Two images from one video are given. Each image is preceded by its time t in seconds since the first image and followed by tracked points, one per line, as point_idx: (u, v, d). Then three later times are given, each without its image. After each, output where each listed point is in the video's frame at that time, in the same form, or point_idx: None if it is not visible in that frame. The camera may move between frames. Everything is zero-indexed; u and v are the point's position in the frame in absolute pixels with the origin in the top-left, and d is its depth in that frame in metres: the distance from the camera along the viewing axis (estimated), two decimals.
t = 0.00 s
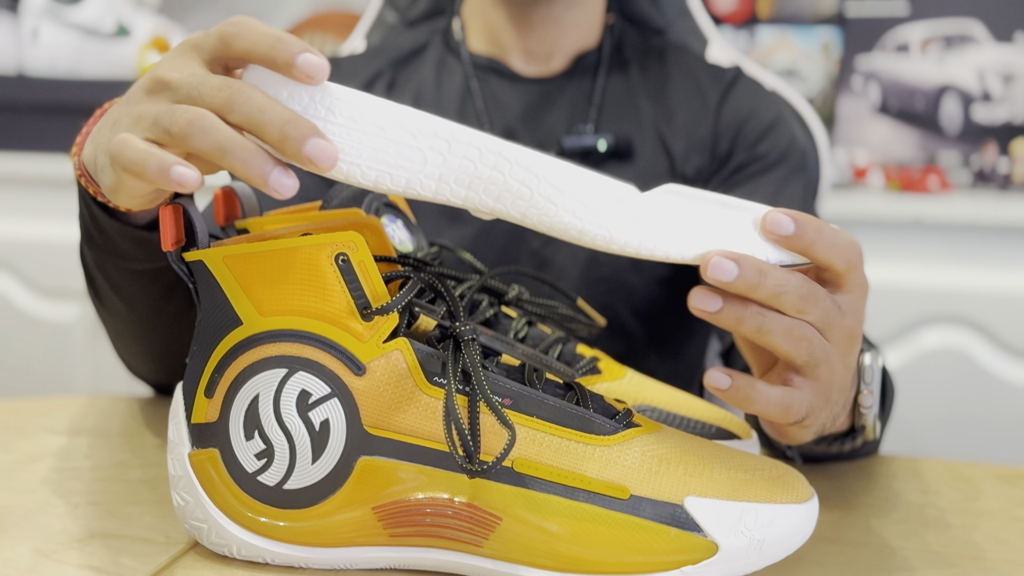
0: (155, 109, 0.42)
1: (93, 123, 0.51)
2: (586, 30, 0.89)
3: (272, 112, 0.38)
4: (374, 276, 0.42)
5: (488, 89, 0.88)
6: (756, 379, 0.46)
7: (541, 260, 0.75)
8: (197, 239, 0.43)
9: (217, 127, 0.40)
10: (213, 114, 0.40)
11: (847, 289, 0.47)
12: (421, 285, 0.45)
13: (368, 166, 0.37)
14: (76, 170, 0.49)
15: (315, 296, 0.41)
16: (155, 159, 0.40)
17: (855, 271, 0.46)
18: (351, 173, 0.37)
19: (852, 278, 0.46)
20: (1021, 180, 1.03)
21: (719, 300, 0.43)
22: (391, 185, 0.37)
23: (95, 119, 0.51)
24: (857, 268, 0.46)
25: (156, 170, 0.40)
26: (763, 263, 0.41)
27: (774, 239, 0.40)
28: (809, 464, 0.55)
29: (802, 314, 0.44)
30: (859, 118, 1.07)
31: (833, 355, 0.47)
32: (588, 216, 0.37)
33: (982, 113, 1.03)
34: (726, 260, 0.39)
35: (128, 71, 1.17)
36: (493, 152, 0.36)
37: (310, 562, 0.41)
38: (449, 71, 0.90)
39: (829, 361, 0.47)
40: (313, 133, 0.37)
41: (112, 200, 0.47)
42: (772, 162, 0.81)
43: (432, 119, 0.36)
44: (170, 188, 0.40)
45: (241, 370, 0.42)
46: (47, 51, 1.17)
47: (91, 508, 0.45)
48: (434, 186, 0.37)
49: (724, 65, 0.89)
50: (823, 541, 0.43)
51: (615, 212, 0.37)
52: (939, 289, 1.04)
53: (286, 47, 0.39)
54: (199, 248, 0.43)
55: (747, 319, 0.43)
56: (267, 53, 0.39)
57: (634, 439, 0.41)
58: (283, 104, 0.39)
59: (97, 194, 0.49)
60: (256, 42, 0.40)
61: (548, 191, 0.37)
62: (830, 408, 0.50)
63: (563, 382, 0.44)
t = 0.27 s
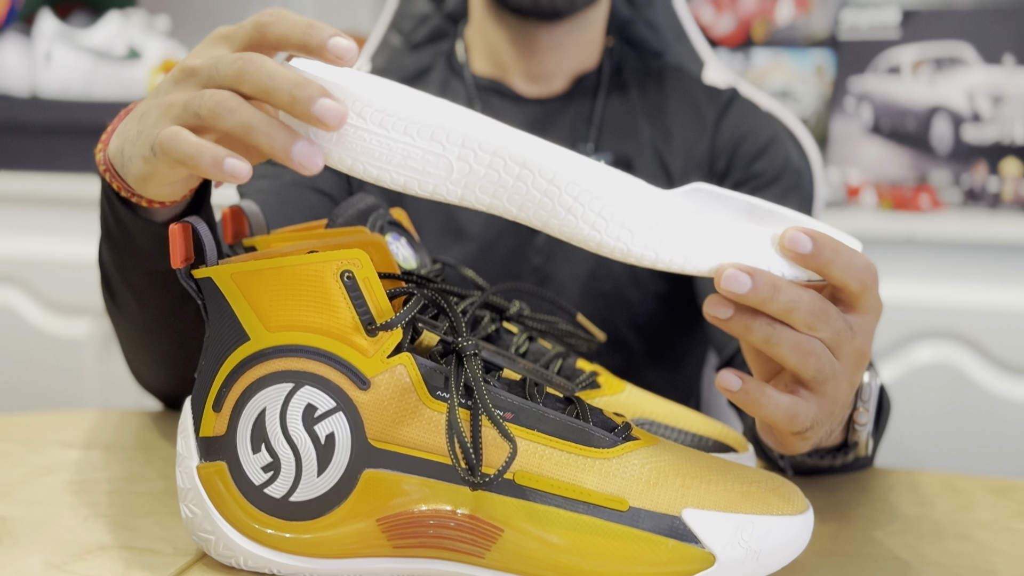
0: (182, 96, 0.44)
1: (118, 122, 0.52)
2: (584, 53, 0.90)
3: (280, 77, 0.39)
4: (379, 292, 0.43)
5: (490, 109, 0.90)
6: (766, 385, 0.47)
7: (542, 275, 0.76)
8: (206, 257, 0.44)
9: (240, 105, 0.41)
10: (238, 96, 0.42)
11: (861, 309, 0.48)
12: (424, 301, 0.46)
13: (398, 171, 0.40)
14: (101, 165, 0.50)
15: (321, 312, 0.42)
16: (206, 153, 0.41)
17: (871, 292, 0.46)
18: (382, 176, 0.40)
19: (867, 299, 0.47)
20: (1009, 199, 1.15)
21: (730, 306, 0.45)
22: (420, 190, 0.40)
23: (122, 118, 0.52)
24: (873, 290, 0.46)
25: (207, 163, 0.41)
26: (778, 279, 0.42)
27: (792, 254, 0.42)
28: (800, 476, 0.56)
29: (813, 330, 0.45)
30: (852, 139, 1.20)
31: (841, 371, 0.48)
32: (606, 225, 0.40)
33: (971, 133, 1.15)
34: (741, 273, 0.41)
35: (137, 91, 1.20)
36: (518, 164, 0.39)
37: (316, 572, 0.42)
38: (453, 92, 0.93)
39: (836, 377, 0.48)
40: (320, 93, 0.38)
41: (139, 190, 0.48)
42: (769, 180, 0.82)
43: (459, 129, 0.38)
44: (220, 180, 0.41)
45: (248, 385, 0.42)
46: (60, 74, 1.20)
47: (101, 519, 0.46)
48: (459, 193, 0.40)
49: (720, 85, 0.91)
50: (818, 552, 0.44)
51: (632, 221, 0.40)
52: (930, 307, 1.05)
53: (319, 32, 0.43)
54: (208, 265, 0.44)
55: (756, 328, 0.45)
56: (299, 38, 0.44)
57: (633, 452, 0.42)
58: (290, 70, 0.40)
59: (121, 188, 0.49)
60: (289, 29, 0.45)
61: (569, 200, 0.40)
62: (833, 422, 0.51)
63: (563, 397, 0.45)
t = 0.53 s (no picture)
0: (190, 116, 0.45)
1: (129, 135, 0.54)
2: (582, 72, 0.92)
3: (289, 113, 0.41)
4: (382, 307, 0.44)
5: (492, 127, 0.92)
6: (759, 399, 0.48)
7: (543, 289, 0.78)
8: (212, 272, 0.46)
9: (244, 131, 0.42)
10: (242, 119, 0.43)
11: (855, 329, 0.49)
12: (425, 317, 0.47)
13: (407, 170, 0.42)
14: (112, 178, 0.52)
15: (326, 326, 0.43)
16: (204, 172, 0.41)
17: (864, 312, 0.47)
18: (392, 174, 0.42)
19: (861, 319, 0.48)
20: (999, 217, 1.17)
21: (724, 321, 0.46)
22: (426, 188, 0.43)
23: (132, 132, 0.54)
24: (866, 310, 0.47)
25: (207, 183, 0.41)
26: (769, 296, 0.44)
27: (786, 274, 0.43)
28: (792, 486, 0.56)
29: (805, 348, 0.46)
30: (845, 156, 1.23)
31: (833, 388, 0.49)
32: (604, 234, 0.42)
33: (962, 152, 1.18)
34: (732, 289, 0.42)
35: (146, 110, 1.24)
36: (521, 172, 0.41)
37: None
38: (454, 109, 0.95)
39: (828, 393, 0.48)
40: (323, 130, 0.40)
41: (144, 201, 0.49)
42: (763, 197, 0.83)
43: (467, 135, 0.40)
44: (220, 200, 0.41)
45: (254, 398, 0.43)
46: (71, 96, 1.23)
47: (109, 530, 0.47)
48: (465, 193, 0.42)
49: (716, 104, 0.93)
50: (813, 563, 0.44)
51: (629, 232, 0.41)
52: (922, 321, 1.07)
53: (309, 53, 0.42)
54: (214, 281, 0.45)
55: (748, 344, 0.46)
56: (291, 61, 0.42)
57: (631, 464, 0.43)
58: (297, 105, 0.42)
59: (131, 200, 0.51)
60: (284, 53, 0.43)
61: (569, 208, 0.41)
62: (824, 436, 0.52)
63: (562, 410, 0.46)
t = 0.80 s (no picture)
0: (200, 143, 0.45)
1: (136, 164, 0.55)
2: (581, 90, 0.94)
3: (313, 147, 0.41)
4: (384, 322, 0.44)
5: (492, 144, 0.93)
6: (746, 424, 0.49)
7: (543, 304, 0.79)
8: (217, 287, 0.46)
9: (263, 162, 0.43)
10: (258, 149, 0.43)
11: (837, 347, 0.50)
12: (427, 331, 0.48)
13: (392, 200, 0.41)
14: (119, 208, 0.53)
15: (329, 341, 0.44)
16: (220, 206, 0.43)
17: (845, 331, 0.49)
18: (376, 204, 0.41)
19: (842, 338, 0.49)
20: (992, 233, 1.18)
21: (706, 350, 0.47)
22: (410, 218, 0.42)
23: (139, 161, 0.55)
24: (847, 329, 0.48)
25: (223, 215, 0.43)
26: (748, 322, 0.45)
27: (763, 301, 0.44)
28: (789, 499, 0.57)
29: (787, 370, 0.47)
30: (840, 173, 1.24)
31: (819, 407, 0.50)
32: (586, 264, 0.41)
33: (955, 169, 1.19)
34: (711, 317, 0.43)
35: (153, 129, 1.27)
36: (505, 202, 0.40)
37: None
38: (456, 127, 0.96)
39: (814, 413, 0.50)
40: (350, 165, 0.40)
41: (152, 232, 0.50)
42: (760, 213, 0.84)
43: (451, 165, 0.40)
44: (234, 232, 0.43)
45: (258, 412, 0.44)
46: (78, 114, 1.25)
47: (116, 543, 0.47)
48: (449, 223, 0.41)
49: (713, 123, 0.95)
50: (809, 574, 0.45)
51: (611, 262, 0.41)
52: (917, 336, 1.08)
53: (317, 96, 0.41)
54: (219, 297, 0.46)
55: (731, 371, 0.47)
56: (299, 104, 0.41)
57: (630, 477, 0.44)
58: (318, 139, 0.42)
59: (139, 229, 0.52)
60: (291, 95, 0.42)
61: (552, 238, 0.41)
62: (815, 454, 0.53)
63: (562, 423, 0.47)
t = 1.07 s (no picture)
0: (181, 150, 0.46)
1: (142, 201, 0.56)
2: (581, 107, 0.95)
3: (302, 147, 0.41)
4: (385, 336, 0.45)
5: (493, 159, 0.94)
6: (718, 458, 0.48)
7: (542, 318, 0.79)
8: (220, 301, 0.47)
9: (253, 154, 0.42)
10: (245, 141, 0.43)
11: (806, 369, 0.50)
12: (428, 344, 0.48)
13: (368, 209, 0.41)
14: (127, 248, 0.54)
15: (330, 356, 0.44)
16: (199, 175, 0.42)
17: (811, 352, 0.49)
18: (353, 213, 0.42)
19: (811, 360, 0.49)
20: (988, 247, 1.19)
21: (678, 386, 0.46)
22: (386, 228, 0.42)
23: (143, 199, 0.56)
24: (814, 350, 0.49)
25: (203, 185, 0.42)
26: (715, 352, 0.45)
27: (733, 331, 0.43)
28: (790, 513, 0.57)
29: (756, 397, 0.47)
30: (837, 189, 1.25)
31: (791, 430, 0.50)
32: (558, 285, 0.41)
33: (951, 185, 1.20)
34: (679, 349, 0.43)
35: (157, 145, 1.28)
36: (481, 218, 0.41)
37: None
38: (457, 142, 0.97)
39: (786, 436, 0.50)
40: (336, 171, 0.40)
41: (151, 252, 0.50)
42: (758, 228, 0.85)
43: (430, 178, 0.40)
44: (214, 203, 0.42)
45: (260, 425, 0.44)
46: (82, 130, 1.26)
47: (118, 555, 0.47)
48: (423, 236, 0.42)
49: (711, 139, 0.96)
50: None
51: (582, 284, 0.41)
52: (914, 349, 1.08)
53: (308, 105, 0.42)
54: (222, 311, 0.46)
55: (705, 405, 0.46)
56: (288, 113, 0.42)
57: (629, 489, 0.44)
58: (307, 141, 0.42)
59: (147, 267, 0.53)
60: (279, 105, 0.43)
61: (525, 257, 0.41)
62: (793, 475, 0.52)
63: (561, 436, 0.47)
